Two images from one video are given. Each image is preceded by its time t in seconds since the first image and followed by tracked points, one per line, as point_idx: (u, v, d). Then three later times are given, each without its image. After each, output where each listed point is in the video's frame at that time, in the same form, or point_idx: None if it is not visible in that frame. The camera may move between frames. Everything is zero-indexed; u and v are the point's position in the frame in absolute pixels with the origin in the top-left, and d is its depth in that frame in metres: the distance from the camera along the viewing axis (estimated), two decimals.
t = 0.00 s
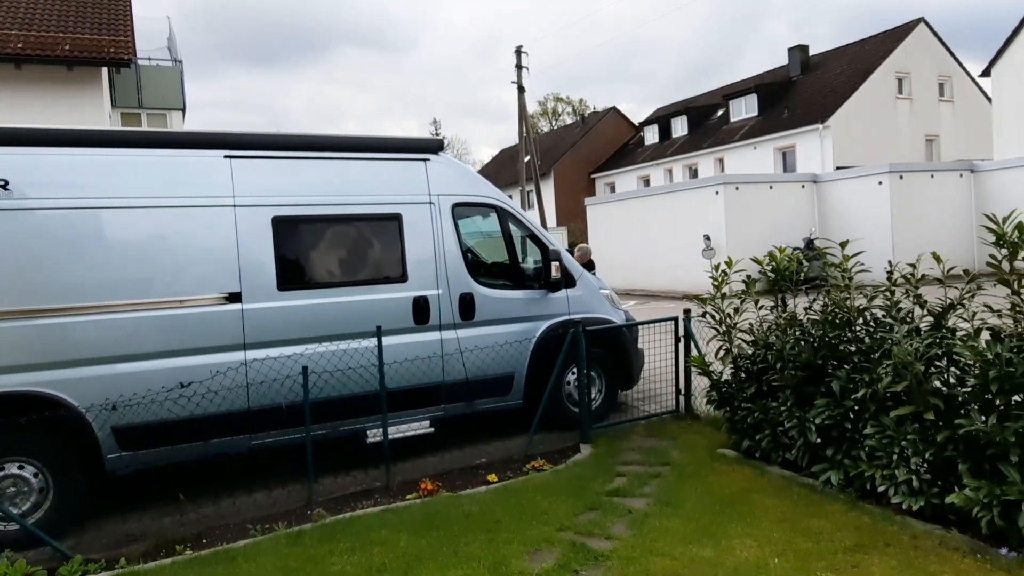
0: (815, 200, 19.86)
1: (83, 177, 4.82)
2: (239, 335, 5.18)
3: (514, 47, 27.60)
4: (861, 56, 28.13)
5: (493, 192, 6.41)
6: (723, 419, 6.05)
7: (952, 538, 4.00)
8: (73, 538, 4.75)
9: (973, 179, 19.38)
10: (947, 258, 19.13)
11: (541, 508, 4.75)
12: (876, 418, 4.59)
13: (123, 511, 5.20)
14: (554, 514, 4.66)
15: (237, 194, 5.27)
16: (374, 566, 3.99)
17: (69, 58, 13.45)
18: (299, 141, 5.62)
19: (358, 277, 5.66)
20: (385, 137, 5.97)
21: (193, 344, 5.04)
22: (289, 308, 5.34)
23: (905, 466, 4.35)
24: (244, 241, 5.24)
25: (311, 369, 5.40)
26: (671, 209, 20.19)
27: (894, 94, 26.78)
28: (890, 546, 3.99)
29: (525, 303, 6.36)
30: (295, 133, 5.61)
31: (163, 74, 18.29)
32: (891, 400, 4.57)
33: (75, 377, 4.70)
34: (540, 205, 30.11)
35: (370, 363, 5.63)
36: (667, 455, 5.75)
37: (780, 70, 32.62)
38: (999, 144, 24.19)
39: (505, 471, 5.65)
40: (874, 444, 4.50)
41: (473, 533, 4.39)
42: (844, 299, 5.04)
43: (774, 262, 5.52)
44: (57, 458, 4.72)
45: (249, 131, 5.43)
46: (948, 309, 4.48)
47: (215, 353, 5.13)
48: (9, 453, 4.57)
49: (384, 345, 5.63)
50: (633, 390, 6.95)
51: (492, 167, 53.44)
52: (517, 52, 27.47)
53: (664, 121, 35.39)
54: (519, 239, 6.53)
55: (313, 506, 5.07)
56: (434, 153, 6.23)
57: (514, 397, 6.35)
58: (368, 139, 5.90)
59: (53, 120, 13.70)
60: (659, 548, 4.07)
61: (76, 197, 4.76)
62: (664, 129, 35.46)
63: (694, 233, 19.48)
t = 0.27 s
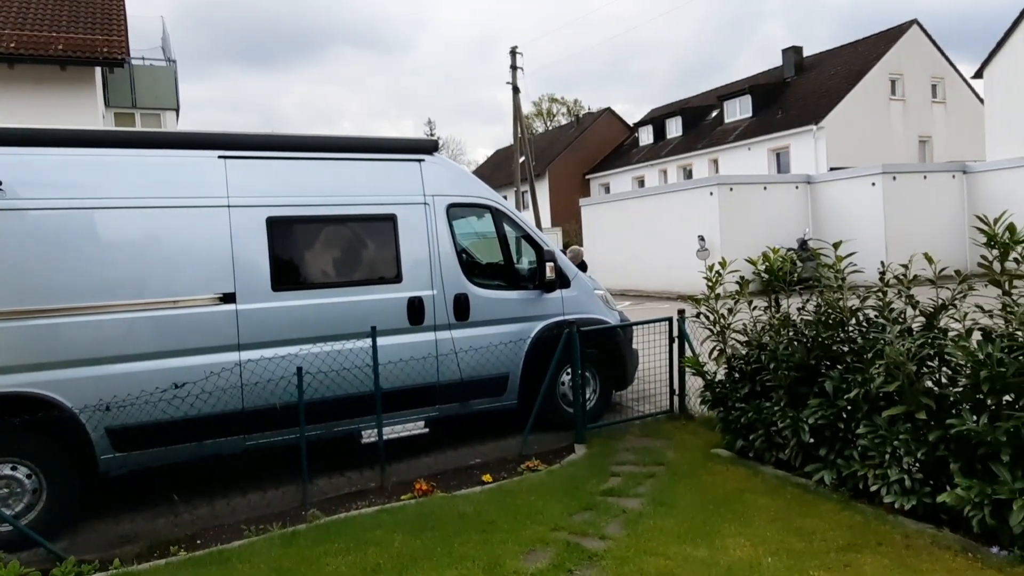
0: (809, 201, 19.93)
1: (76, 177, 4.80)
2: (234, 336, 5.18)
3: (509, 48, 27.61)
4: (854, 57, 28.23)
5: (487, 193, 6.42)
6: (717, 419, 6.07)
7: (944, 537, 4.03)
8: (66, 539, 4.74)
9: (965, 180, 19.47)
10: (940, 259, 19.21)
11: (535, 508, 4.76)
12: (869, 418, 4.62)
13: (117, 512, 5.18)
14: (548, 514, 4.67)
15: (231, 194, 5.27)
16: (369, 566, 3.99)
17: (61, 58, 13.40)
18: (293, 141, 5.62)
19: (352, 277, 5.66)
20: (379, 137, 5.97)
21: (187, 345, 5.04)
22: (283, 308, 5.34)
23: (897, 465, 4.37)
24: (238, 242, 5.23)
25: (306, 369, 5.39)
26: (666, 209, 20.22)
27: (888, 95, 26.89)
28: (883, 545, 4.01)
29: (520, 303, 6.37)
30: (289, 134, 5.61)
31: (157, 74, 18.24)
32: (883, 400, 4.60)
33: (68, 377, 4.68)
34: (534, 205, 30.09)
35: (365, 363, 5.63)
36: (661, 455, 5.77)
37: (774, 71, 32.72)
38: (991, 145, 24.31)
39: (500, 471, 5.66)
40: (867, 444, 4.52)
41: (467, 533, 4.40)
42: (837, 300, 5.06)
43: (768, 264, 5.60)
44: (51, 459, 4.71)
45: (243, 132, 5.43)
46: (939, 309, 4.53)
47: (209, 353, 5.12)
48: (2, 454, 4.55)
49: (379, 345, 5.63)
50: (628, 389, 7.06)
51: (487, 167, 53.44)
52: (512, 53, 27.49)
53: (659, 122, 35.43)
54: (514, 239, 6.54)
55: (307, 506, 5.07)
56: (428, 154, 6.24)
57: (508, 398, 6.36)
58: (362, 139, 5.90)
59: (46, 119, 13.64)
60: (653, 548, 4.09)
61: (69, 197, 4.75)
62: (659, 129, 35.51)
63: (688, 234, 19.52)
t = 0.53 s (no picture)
0: (805, 200, 19.97)
1: (71, 176, 4.79)
2: (230, 335, 5.16)
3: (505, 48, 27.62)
4: (850, 58, 28.30)
5: (484, 192, 6.42)
6: (714, 418, 6.07)
7: (940, 535, 4.04)
8: (62, 540, 4.72)
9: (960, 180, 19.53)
10: (935, 258, 19.27)
11: (532, 507, 4.76)
12: (865, 417, 4.63)
13: (112, 512, 5.17)
14: (544, 513, 4.67)
15: (227, 193, 5.25)
16: (366, 566, 3.98)
17: (57, 56, 13.35)
18: (289, 140, 5.61)
19: (349, 277, 5.65)
20: (375, 136, 5.96)
21: (182, 345, 5.02)
22: (280, 308, 5.33)
23: (893, 464, 4.39)
24: (234, 241, 5.22)
25: (302, 369, 5.38)
26: (662, 209, 20.24)
27: (883, 95, 26.96)
28: (879, 543, 4.02)
29: (517, 303, 6.36)
30: (285, 133, 5.60)
31: (152, 73, 18.20)
32: (879, 398, 4.61)
33: (63, 377, 4.66)
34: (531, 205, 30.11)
35: (362, 362, 5.62)
36: (657, 454, 5.77)
37: (770, 71, 32.78)
38: (986, 144, 24.39)
39: (497, 471, 5.65)
40: (863, 442, 4.53)
41: (463, 533, 4.39)
42: (833, 299, 5.09)
43: (764, 263, 5.52)
44: (45, 459, 4.69)
45: (239, 130, 5.42)
46: (935, 308, 4.52)
47: (205, 353, 5.10)
48: None
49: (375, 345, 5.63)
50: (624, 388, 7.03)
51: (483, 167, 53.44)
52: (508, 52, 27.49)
53: (655, 122, 35.45)
54: (510, 239, 6.54)
55: (304, 506, 5.06)
56: (425, 153, 6.23)
57: (505, 397, 6.35)
58: (358, 139, 5.89)
59: (41, 118, 13.60)
60: (650, 547, 4.09)
61: (64, 196, 4.73)
62: (655, 129, 35.54)
63: (685, 233, 19.54)
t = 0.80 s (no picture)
0: (803, 200, 19.99)
1: (68, 174, 4.76)
2: (228, 334, 5.14)
3: (503, 47, 27.60)
4: (847, 58, 28.34)
5: (483, 191, 6.40)
6: (713, 417, 6.07)
7: (938, 534, 4.03)
8: (58, 540, 4.70)
9: (958, 180, 19.56)
10: (933, 258, 19.30)
11: (532, 507, 4.74)
12: (864, 416, 4.62)
13: (108, 512, 5.14)
14: (544, 512, 4.66)
15: (225, 192, 5.23)
16: (364, 566, 3.97)
17: (54, 54, 13.29)
18: (288, 139, 5.59)
19: (347, 276, 5.63)
20: (374, 135, 5.95)
21: (180, 344, 5.00)
22: (278, 307, 5.31)
23: (892, 463, 4.39)
24: (232, 240, 5.20)
25: (300, 368, 5.37)
26: (660, 209, 20.25)
27: (881, 95, 27.00)
28: (878, 542, 4.02)
29: (515, 302, 6.35)
30: (284, 131, 5.58)
31: (149, 72, 18.17)
32: (878, 397, 4.61)
33: (59, 376, 4.64)
34: (529, 205, 30.11)
35: (360, 362, 5.60)
36: (656, 454, 5.76)
37: (768, 71, 32.82)
38: (984, 145, 24.43)
39: (495, 470, 5.64)
40: (862, 442, 4.52)
41: (462, 532, 4.38)
42: (831, 298, 5.09)
43: (763, 262, 5.51)
44: (41, 459, 4.67)
45: (237, 129, 5.40)
46: (935, 307, 4.51)
47: (202, 352, 5.08)
48: None
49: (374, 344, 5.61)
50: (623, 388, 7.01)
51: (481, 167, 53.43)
52: (506, 52, 27.46)
53: (653, 121, 35.46)
54: (509, 238, 6.54)
55: (302, 506, 5.04)
56: (424, 152, 6.22)
57: (504, 397, 6.34)
58: (357, 137, 5.88)
59: (39, 116, 13.55)
60: (650, 546, 4.07)
61: (61, 195, 4.71)
62: (653, 129, 35.55)
63: (683, 233, 19.54)
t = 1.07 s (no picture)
0: (803, 201, 20.01)
1: (68, 174, 4.76)
2: (227, 335, 5.14)
3: (503, 47, 27.58)
4: (847, 58, 28.35)
5: (482, 192, 6.40)
6: (713, 418, 6.07)
7: (938, 535, 4.04)
8: (57, 540, 4.70)
9: (958, 181, 19.58)
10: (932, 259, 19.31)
11: (531, 507, 4.74)
12: (864, 417, 4.63)
13: (108, 512, 5.14)
14: (543, 513, 4.66)
15: (225, 192, 5.23)
16: (364, 566, 3.97)
17: (54, 54, 13.28)
18: (288, 139, 5.59)
19: (347, 276, 5.63)
20: (374, 135, 5.95)
21: (179, 344, 5.00)
22: (278, 307, 5.31)
23: (892, 464, 4.39)
24: (232, 240, 5.20)
25: (300, 368, 5.36)
26: (660, 209, 20.25)
27: (881, 96, 27.01)
28: (877, 543, 4.02)
29: (515, 303, 6.35)
30: (284, 131, 5.58)
31: (148, 71, 18.15)
32: (878, 398, 4.61)
33: (58, 376, 4.63)
34: (528, 205, 30.10)
35: (360, 362, 5.60)
36: (656, 454, 5.77)
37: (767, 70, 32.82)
38: (983, 145, 24.44)
39: (495, 471, 5.64)
40: (862, 443, 4.53)
41: (462, 533, 4.38)
42: (831, 299, 5.08)
43: (763, 263, 5.53)
44: (41, 459, 4.66)
45: (237, 129, 5.40)
46: (934, 308, 4.50)
47: (202, 352, 5.08)
48: None
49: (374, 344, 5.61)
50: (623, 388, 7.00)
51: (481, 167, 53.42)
52: (506, 51, 27.45)
53: (653, 121, 35.45)
54: (509, 238, 6.54)
55: (301, 506, 5.04)
56: (424, 152, 6.22)
57: (504, 397, 6.34)
58: (357, 137, 5.88)
59: (38, 116, 13.53)
60: (649, 547, 4.08)
61: (60, 194, 4.71)
62: (653, 129, 35.56)
63: (683, 234, 19.54)
